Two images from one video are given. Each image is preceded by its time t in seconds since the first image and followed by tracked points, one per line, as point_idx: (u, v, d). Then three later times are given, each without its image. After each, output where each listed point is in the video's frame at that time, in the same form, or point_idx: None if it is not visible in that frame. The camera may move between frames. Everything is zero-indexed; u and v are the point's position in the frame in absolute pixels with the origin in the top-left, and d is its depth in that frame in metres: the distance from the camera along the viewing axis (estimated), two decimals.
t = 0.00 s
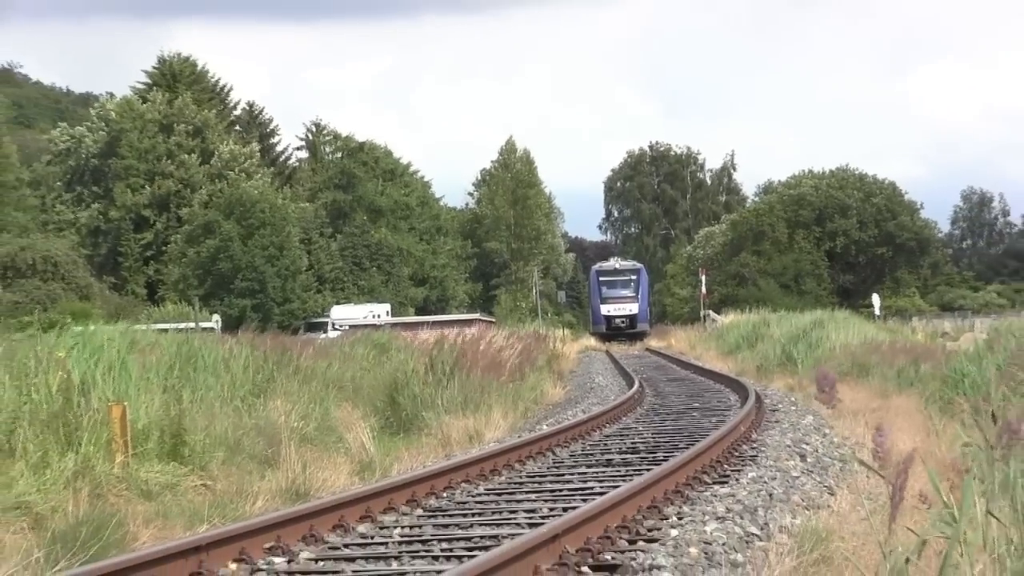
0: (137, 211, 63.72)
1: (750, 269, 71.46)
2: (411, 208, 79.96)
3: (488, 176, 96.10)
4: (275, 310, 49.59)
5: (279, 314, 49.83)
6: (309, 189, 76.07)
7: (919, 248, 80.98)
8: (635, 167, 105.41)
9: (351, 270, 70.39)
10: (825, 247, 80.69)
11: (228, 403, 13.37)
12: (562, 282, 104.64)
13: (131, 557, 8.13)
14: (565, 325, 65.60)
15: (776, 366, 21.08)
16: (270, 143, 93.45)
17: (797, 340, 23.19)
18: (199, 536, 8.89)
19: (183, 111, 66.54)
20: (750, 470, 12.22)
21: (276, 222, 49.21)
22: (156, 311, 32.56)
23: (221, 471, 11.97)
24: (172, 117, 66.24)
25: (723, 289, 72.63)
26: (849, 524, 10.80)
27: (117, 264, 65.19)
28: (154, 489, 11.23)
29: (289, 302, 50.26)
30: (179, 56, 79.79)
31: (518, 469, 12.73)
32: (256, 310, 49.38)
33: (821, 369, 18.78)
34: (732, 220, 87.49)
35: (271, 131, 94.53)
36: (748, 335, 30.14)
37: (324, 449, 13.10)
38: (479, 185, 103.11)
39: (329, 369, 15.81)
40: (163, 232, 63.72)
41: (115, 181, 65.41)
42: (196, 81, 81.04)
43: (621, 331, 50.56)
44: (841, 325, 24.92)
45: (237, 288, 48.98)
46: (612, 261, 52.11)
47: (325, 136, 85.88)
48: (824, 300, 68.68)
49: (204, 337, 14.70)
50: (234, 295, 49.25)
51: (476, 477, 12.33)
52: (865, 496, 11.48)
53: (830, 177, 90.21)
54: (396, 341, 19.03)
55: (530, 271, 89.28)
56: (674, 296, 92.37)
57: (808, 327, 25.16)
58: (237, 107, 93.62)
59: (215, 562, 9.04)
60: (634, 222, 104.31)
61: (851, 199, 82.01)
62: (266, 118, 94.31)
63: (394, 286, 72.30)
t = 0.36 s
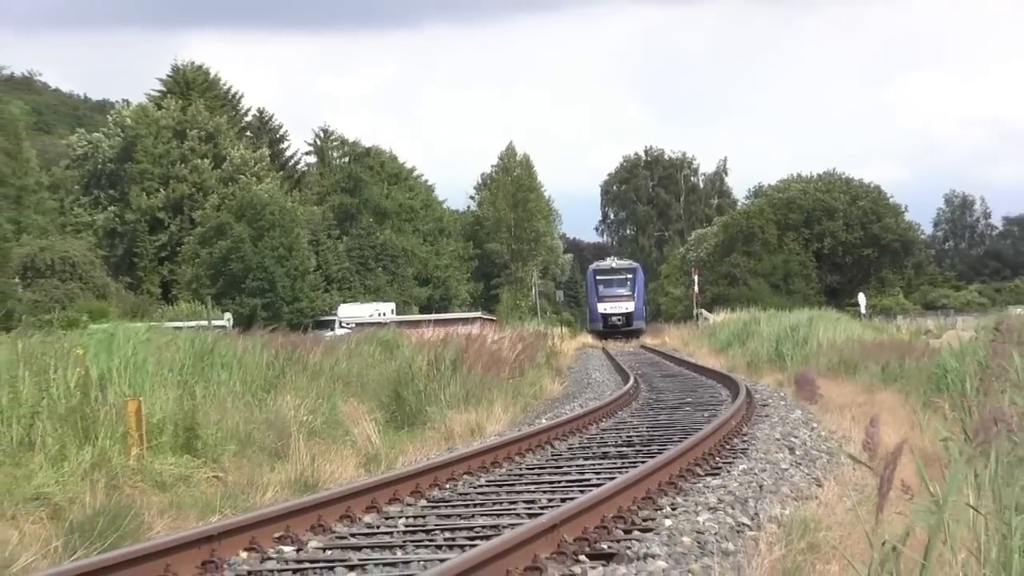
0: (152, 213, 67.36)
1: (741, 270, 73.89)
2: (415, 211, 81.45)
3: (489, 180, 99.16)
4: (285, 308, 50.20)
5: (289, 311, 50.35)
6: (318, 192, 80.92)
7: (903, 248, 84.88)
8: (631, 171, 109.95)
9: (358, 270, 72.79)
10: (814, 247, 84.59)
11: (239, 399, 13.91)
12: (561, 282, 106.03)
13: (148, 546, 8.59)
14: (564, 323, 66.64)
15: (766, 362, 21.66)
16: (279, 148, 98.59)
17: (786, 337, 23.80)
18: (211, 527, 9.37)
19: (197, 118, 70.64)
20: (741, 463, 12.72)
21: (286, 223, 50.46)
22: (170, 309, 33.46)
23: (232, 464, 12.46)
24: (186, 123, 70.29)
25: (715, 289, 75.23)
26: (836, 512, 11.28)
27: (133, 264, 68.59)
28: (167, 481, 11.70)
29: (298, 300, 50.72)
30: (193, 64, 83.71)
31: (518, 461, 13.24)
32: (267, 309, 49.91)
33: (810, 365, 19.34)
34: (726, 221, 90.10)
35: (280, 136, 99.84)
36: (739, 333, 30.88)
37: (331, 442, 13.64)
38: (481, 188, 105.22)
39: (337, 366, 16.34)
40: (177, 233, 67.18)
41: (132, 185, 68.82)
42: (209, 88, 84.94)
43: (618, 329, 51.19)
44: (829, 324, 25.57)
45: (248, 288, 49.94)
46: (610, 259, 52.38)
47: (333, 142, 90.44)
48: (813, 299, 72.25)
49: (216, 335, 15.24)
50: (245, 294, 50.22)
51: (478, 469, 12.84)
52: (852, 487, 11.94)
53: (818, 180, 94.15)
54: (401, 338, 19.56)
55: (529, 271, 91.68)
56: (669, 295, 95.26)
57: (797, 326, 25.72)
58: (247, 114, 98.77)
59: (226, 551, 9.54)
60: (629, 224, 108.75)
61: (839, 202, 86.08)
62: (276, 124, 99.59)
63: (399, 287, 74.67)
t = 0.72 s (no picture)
0: (167, 216, 70.37)
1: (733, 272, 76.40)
2: (420, 215, 82.68)
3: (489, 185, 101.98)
4: (293, 307, 52.04)
5: (298, 311, 52.16)
6: (325, 198, 83.80)
7: (888, 251, 86.47)
8: (626, 176, 114.25)
9: (363, 271, 74.97)
10: (801, 249, 85.91)
11: (251, 394, 14.47)
12: (560, 282, 107.17)
13: (164, 535, 9.09)
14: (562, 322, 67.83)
15: (757, 360, 22.21)
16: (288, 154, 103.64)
17: (775, 336, 24.39)
18: (224, 518, 9.88)
19: (209, 126, 74.06)
20: (732, 456, 13.26)
21: (293, 226, 52.94)
22: (181, 308, 34.42)
23: (243, 457, 12.99)
24: (199, 130, 73.77)
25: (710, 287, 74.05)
26: (823, 503, 11.79)
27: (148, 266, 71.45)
28: (181, 473, 12.22)
29: (307, 300, 52.64)
30: (205, 74, 89.09)
31: (518, 455, 13.77)
32: (277, 309, 51.93)
33: (799, 363, 19.88)
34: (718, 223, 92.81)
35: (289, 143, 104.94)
36: (730, 332, 31.61)
37: (338, 436, 14.19)
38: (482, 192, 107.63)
39: (344, 362, 16.88)
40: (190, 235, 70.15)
41: (144, 189, 72.75)
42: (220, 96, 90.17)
43: (614, 328, 51.73)
44: (817, 324, 26.18)
45: (258, 288, 52.05)
46: (606, 260, 52.99)
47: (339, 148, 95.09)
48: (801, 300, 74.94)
49: (227, 334, 15.80)
50: (255, 294, 52.23)
51: (479, 462, 13.38)
52: (838, 480, 12.43)
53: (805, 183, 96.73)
54: (405, 336, 20.13)
55: (529, 272, 93.05)
56: (663, 296, 97.98)
57: (788, 326, 26.28)
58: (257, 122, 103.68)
59: (237, 541, 10.05)
60: (624, 226, 113.19)
61: (824, 207, 87.35)
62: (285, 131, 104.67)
63: (404, 288, 76.88)
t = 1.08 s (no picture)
0: (180, 219, 73.19)
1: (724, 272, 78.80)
2: (423, 218, 83.84)
3: (490, 189, 104.03)
4: (302, 307, 52.54)
5: (307, 310, 52.65)
6: (333, 202, 85.37)
7: (873, 252, 89.46)
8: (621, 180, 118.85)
9: (370, 272, 76.26)
10: (790, 250, 88.86)
11: (260, 390, 15.03)
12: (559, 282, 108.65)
13: (176, 527, 9.51)
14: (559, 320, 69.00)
15: (747, 358, 22.82)
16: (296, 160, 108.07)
17: (765, 335, 25.00)
18: (234, 510, 10.35)
19: (222, 131, 76.78)
20: (723, 450, 13.79)
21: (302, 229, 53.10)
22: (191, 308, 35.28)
23: (253, 451, 13.51)
24: (211, 136, 76.66)
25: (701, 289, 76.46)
26: (810, 495, 12.30)
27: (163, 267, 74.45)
28: (194, 467, 12.72)
29: (315, 301, 53.22)
30: (218, 82, 92.60)
31: (517, 449, 14.29)
32: (286, 309, 52.58)
33: (787, 359, 20.45)
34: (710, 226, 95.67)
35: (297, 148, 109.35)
36: (721, 331, 32.38)
37: (345, 431, 14.73)
38: (482, 196, 109.68)
39: (350, 360, 17.43)
40: (203, 239, 73.17)
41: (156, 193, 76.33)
42: (231, 104, 94.13)
43: (611, 326, 52.31)
44: (805, 323, 26.85)
45: (268, 289, 52.76)
46: (602, 260, 53.53)
47: (346, 153, 99.32)
48: (790, 300, 77.34)
49: (237, 333, 16.36)
50: (265, 295, 52.94)
51: (480, 456, 13.90)
52: (825, 473, 12.93)
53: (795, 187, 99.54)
54: (409, 335, 20.71)
55: (528, 273, 95.10)
56: (657, 295, 100.11)
57: (777, 325, 26.92)
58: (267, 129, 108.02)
59: (248, 531, 10.51)
60: (620, 229, 117.42)
61: (813, 210, 90.25)
62: (293, 137, 109.17)
63: (409, 288, 78.01)
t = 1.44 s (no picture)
0: (193, 221, 75.69)
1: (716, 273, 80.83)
2: (426, 220, 85.13)
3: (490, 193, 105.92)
4: (310, 306, 53.13)
5: (315, 310, 53.24)
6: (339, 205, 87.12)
7: (859, 253, 92.02)
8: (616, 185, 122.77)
9: (375, 272, 77.40)
10: (779, 252, 91.22)
11: (270, 386, 15.62)
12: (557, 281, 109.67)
13: (189, 518, 9.92)
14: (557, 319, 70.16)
15: (738, 355, 23.43)
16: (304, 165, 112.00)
17: (756, 334, 25.65)
18: (245, 502, 10.82)
19: (233, 137, 79.50)
20: (715, 444, 14.35)
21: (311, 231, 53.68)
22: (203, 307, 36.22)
23: (263, 444, 14.04)
24: (223, 141, 79.49)
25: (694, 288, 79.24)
26: (798, 487, 12.81)
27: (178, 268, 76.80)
28: (206, 460, 13.23)
29: (324, 301, 53.85)
30: (229, 90, 95.87)
31: (517, 443, 14.83)
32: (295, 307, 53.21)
33: (777, 357, 21.03)
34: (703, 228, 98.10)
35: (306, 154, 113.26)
36: (712, 329, 33.15)
37: (352, 425, 15.30)
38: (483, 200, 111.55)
39: (356, 358, 18.00)
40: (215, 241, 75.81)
41: (172, 196, 79.88)
42: (241, 111, 96.16)
43: (607, 326, 52.65)
44: (793, 322, 27.55)
45: (277, 288, 53.36)
46: (599, 262, 54.42)
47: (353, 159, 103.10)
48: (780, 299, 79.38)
49: (247, 332, 16.96)
50: (275, 295, 53.55)
51: (481, 449, 14.45)
52: (812, 466, 13.43)
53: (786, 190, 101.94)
54: (412, 332, 21.33)
55: (528, 274, 96.76)
56: (651, 295, 101.89)
57: (767, 324, 27.60)
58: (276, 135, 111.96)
59: (257, 522, 10.97)
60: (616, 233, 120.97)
61: (801, 213, 92.77)
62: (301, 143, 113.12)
63: (413, 288, 78.99)
